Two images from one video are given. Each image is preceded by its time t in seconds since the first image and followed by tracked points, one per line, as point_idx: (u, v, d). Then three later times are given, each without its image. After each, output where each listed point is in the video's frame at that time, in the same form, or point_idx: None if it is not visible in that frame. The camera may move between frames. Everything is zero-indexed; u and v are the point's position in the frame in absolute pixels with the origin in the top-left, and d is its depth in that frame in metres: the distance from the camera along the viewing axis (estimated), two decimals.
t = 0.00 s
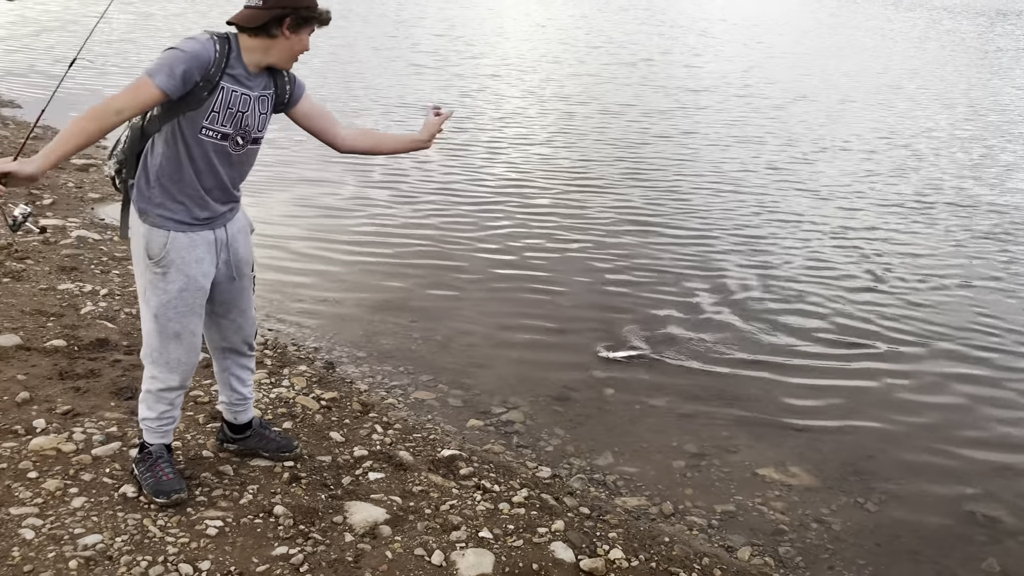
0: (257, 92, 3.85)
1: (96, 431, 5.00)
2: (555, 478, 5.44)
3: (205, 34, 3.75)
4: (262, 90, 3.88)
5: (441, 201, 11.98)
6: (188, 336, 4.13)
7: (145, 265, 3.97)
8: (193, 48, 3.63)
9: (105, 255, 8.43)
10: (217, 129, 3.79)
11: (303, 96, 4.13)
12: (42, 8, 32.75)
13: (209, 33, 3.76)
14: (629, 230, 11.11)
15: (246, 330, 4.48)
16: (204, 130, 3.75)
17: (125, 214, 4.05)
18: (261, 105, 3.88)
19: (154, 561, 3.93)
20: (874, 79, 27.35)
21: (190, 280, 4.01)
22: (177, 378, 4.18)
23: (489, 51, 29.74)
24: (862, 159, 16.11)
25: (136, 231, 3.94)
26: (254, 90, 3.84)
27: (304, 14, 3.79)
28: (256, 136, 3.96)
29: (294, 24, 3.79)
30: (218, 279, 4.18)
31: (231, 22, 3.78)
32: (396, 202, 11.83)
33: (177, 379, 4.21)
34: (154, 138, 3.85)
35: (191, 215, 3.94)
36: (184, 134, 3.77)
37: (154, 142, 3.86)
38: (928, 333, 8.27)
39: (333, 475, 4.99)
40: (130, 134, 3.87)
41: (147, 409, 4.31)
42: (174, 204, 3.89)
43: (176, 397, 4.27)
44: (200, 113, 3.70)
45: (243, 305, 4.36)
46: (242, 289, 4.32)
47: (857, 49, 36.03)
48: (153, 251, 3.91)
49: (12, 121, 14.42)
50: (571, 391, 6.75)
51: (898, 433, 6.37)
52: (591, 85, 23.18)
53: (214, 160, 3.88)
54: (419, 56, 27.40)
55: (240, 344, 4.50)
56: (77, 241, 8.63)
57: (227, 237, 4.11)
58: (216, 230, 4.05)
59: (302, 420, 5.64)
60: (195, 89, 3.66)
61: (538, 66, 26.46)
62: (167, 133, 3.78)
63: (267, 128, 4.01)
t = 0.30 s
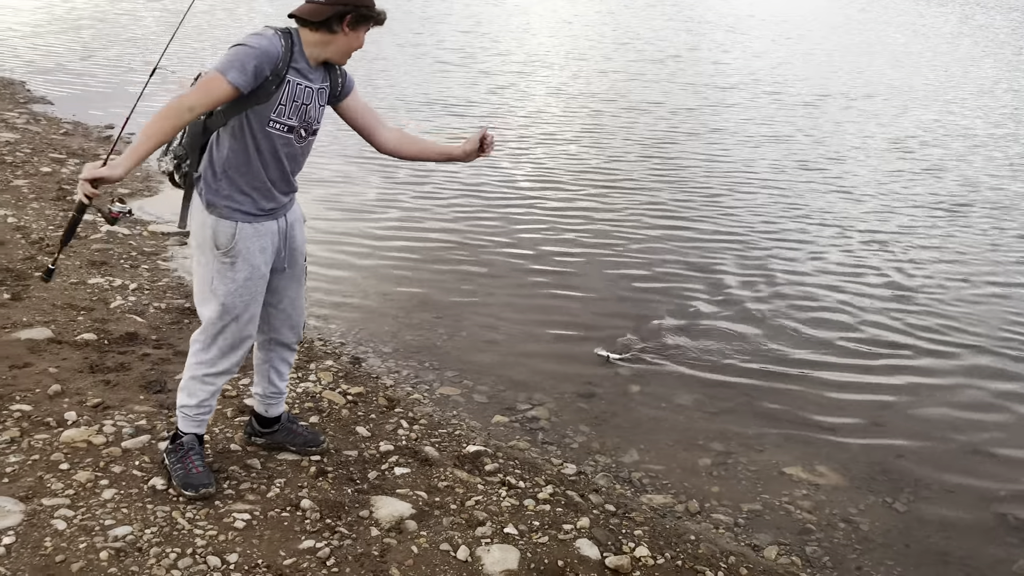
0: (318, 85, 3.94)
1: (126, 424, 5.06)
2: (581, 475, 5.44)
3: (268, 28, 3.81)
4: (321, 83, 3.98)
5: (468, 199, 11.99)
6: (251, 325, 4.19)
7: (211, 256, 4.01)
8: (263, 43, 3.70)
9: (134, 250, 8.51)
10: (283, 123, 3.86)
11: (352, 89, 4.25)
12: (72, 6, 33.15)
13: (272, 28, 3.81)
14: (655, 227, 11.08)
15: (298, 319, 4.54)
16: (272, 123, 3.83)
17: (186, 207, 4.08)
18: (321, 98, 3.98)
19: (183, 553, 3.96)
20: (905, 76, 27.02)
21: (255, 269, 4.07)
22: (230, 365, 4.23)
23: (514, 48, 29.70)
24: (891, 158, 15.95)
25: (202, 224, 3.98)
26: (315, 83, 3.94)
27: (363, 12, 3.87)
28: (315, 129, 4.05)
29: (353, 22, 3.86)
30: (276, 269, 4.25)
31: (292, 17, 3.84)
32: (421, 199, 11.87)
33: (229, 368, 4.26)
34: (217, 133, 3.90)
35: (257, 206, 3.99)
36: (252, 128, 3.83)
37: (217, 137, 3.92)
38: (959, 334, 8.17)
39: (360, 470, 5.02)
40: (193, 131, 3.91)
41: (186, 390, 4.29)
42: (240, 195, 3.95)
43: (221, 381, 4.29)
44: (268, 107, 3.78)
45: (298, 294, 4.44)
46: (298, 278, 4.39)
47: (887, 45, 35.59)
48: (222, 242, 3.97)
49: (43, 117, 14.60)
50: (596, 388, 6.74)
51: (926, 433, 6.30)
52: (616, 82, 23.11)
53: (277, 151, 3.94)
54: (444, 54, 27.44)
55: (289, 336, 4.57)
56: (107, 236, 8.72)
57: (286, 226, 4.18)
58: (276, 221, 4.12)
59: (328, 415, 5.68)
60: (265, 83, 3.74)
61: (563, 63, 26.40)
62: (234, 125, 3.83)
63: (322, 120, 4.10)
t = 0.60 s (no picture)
0: (359, 89, 3.99)
1: (154, 419, 5.11)
2: (606, 474, 5.43)
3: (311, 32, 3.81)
4: (362, 87, 4.02)
5: (494, 198, 11.99)
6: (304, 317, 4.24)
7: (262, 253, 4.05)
8: (312, 48, 3.71)
9: (163, 246, 8.59)
10: (327, 124, 3.91)
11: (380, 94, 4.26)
12: (102, 6, 33.49)
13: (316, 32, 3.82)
14: (680, 226, 11.03)
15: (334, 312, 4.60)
16: (316, 126, 3.88)
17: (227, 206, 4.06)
18: (361, 101, 4.03)
19: (211, 547, 4.00)
20: (936, 74, 26.66)
21: (306, 262, 4.12)
22: (281, 361, 4.27)
23: (540, 47, 29.66)
24: (921, 158, 15.77)
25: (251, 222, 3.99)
26: (357, 87, 3.98)
27: (406, 17, 3.88)
28: (354, 129, 4.11)
29: (396, 26, 3.87)
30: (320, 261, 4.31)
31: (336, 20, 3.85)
32: (447, 198, 11.89)
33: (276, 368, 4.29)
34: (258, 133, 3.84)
35: (302, 202, 4.05)
36: (298, 129, 3.87)
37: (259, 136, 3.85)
38: (990, 335, 8.06)
39: (385, 467, 5.04)
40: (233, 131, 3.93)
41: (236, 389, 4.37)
42: (288, 192, 3.99)
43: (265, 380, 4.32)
44: (315, 110, 3.82)
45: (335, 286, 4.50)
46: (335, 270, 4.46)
47: (918, 43, 35.14)
48: (274, 238, 4.01)
49: (74, 115, 14.78)
50: (621, 386, 6.72)
51: (956, 435, 6.23)
52: (642, 81, 23.02)
53: (320, 150, 4.00)
54: (470, 52, 27.45)
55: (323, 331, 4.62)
56: (136, 233, 8.81)
57: (325, 221, 4.26)
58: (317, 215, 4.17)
59: (354, 411, 5.71)
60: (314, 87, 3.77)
61: (589, 61, 26.33)
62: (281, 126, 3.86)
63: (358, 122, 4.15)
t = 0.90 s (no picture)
0: (377, 95, 3.98)
1: (180, 414, 5.15)
2: (628, 473, 5.41)
3: (337, 41, 3.76)
4: (378, 93, 4.00)
5: (517, 198, 11.99)
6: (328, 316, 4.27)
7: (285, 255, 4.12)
8: (340, 61, 3.66)
9: (188, 244, 8.67)
10: (346, 131, 3.90)
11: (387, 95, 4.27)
12: (129, 6, 33.82)
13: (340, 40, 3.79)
14: (704, 226, 10.98)
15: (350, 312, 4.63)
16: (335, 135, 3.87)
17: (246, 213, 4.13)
18: (378, 107, 4.02)
19: (236, 541, 4.02)
20: (965, 73, 26.32)
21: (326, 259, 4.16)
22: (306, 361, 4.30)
23: (563, 45, 29.59)
24: (949, 158, 15.58)
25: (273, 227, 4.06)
26: (375, 93, 3.96)
27: (424, 27, 3.90)
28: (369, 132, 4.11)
29: (413, 35, 3.89)
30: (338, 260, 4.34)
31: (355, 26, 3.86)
32: (469, 197, 11.90)
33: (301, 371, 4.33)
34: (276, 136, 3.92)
35: (318, 202, 4.09)
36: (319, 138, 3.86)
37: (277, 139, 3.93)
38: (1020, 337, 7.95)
39: (408, 463, 5.06)
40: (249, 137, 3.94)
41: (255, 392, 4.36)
42: (302, 193, 4.02)
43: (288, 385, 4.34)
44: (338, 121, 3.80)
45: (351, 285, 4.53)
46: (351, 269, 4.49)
47: (947, 41, 34.70)
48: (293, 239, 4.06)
49: (101, 113, 14.94)
50: (645, 385, 6.70)
51: (984, 436, 6.15)
52: (666, 80, 22.92)
53: (338, 155, 4.02)
54: (493, 51, 27.45)
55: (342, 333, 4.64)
56: (162, 230, 8.89)
57: (341, 219, 4.31)
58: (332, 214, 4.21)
59: (378, 408, 5.73)
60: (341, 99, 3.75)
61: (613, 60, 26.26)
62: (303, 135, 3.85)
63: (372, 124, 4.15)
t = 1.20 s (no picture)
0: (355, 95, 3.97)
1: (205, 409, 5.20)
2: (651, 471, 5.40)
3: (318, 49, 3.71)
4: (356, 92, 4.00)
5: (539, 197, 11.98)
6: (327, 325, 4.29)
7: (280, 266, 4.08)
8: (326, 70, 3.61)
9: (213, 241, 8.73)
10: (332, 136, 3.90)
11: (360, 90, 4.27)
12: (156, 6, 34.13)
13: (322, 46, 3.76)
14: (727, 226, 10.93)
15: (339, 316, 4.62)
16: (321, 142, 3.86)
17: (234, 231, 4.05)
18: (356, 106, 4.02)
19: (260, 537, 4.05)
20: (996, 72, 25.98)
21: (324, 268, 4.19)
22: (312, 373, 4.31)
23: (587, 44, 29.53)
24: (978, 158, 15.41)
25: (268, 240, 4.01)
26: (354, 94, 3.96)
27: (399, 23, 3.90)
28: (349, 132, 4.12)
29: (387, 31, 3.90)
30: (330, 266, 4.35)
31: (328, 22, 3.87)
32: (492, 196, 11.91)
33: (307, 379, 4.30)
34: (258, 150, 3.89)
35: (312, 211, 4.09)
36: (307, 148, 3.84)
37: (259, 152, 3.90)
38: None
39: (430, 460, 5.07)
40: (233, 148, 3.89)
41: (257, 410, 4.29)
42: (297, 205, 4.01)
43: (292, 399, 4.31)
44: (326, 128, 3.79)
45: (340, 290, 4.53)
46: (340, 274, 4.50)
47: (977, 39, 34.26)
48: (295, 252, 4.07)
49: (128, 112, 15.07)
50: (667, 384, 6.68)
51: (1011, 439, 6.08)
52: (691, 78, 22.82)
53: (325, 161, 4.01)
54: (517, 50, 27.44)
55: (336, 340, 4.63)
56: (187, 227, 8.97)
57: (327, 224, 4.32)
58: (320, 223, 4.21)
59: (400, 405, 5.75)
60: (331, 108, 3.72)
61: (637, 59, 26.18)
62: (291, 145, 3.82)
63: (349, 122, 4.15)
